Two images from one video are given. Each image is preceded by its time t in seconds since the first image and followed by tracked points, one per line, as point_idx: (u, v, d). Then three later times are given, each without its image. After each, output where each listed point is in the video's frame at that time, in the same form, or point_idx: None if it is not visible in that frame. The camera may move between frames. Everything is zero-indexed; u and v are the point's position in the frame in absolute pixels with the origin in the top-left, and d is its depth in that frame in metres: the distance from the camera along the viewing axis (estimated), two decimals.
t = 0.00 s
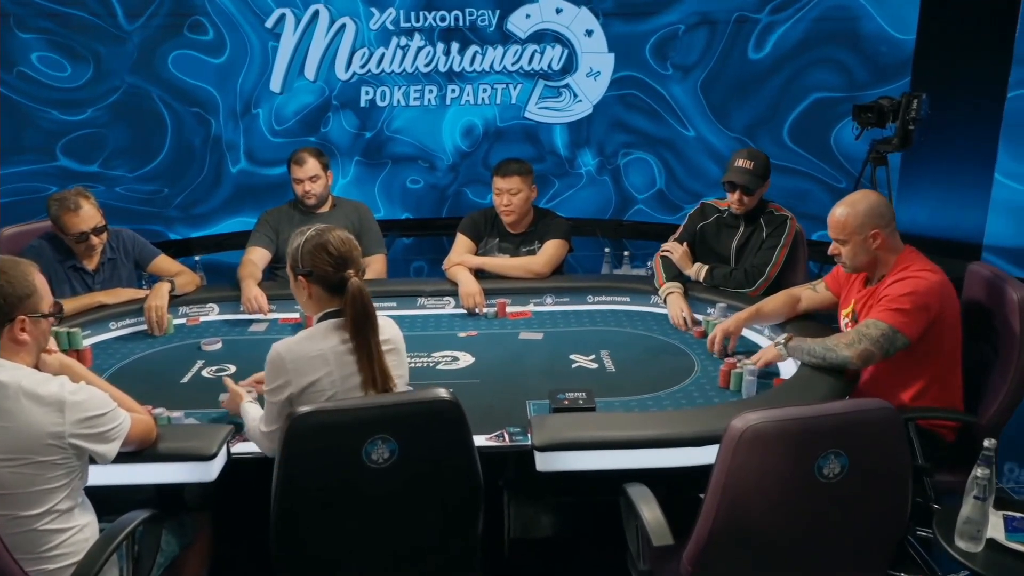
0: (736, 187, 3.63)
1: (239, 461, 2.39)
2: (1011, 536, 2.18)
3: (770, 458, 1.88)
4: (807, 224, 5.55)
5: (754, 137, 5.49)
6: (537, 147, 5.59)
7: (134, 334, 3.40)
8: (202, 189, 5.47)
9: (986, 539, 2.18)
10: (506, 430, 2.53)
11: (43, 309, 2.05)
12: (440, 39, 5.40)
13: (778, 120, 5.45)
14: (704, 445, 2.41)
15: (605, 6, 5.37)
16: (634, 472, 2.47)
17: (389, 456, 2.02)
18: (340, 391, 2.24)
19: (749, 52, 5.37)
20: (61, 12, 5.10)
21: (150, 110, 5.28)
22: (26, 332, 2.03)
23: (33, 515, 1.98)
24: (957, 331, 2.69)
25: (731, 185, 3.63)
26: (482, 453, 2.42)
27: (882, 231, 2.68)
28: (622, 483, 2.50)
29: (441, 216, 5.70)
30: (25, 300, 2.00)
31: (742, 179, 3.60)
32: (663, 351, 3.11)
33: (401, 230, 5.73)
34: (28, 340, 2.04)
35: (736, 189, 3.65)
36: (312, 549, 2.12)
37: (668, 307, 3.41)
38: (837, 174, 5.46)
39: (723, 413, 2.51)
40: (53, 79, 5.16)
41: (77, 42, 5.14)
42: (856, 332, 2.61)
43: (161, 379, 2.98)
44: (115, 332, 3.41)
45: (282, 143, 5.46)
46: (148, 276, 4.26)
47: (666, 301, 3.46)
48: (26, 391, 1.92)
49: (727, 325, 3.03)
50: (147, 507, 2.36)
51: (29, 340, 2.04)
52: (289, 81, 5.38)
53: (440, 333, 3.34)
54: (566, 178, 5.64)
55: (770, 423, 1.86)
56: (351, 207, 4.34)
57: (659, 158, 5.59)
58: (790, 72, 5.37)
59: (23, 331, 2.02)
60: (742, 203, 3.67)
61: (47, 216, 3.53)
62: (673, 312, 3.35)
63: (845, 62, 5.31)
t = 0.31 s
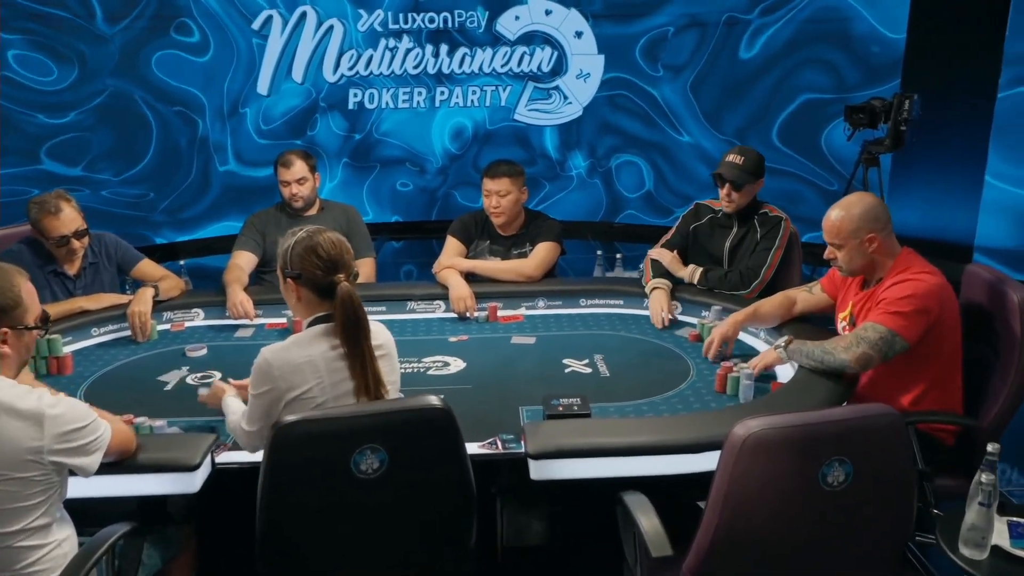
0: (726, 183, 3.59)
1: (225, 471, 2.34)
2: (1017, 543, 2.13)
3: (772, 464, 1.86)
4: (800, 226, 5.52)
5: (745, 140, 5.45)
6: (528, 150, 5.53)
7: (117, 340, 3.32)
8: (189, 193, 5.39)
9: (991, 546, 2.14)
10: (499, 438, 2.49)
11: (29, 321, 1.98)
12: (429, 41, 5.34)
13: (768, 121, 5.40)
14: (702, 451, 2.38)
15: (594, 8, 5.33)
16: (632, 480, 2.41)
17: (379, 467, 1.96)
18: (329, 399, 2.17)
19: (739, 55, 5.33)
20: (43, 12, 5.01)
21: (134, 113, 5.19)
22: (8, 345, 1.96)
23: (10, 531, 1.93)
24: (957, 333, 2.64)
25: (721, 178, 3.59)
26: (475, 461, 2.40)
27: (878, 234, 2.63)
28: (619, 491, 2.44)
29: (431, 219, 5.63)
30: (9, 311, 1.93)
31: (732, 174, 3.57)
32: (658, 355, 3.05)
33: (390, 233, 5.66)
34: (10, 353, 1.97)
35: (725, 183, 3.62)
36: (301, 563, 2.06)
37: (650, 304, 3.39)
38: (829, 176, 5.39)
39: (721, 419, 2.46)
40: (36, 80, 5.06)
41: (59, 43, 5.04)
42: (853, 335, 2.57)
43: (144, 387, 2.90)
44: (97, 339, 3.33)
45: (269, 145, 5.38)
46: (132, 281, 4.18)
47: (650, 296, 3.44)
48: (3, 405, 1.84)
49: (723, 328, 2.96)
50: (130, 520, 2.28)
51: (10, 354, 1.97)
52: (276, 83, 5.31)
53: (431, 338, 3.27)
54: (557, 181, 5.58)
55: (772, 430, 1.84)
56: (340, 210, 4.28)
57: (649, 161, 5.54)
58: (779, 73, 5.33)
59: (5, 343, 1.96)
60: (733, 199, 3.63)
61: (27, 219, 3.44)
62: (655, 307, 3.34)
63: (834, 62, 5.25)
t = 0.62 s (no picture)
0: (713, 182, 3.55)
1: (207, 485, 2.27)
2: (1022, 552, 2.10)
3: (775, 474, 1.83)
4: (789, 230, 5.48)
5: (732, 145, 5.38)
6: (516, 156, 5.46)
7: (95, 350, 3.23)
8: (172, 199, 5.29)
9: (997, 557, 2.09)
10: (489, 449, 2.42)
11: (11, 336, 1.92)
12: (414, 45, 5.27)
13: (753, 124, 5.34)
14: (700, 460, 2.32)
15: (579, 12, 5.27)
16: (627, 491, 2.35)
17: (366, 482, 1.88)
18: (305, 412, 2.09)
19: (726, 59, 5.27)
20: (21, 15, 4.87)
21: (114, 119, 5.07)
22: None
23: None
24: (958, 337, 2.59)
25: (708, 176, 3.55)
26: (466, 473, 2.34)
27: (876, 238, 2.57)
28: (614, 502, 2.38)
29: (417, 225, 5.56)
30: None
31: (719, 171, 3.51)
32: (651, 361, 2.99)
33: (376, 239, 5.57)
34: None
35: (712, 180, 3.57)
36: None
37: (640, 310, 3.32)
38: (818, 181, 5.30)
39: (718, 428, 2.40)
40: (14, 85, 4.93)
41: (39, 46, 4.91)
42: (849, 340, 2.51)
43: (121, 398, 2.80)
44: (74, 349, 3.24)
45: (249, 150, 5.29)
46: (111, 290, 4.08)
47: (640, 301, 3.37)
48: None
49: (719, 335, 2.90)
50: (106, 539, 2.19)
51: None
52: (260, 88, 5.22)
53: (418, 345, 3.20)
54: (545, 186, 5.51)
55: (775, 439, 1.82)
56: (325, 215, 4.19)
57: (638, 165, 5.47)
58: (767, 75, 5.26)
59: None
60: (720, 196, 3.58)
61: None
62: (644, 311, 3.28)
63: (819, 65, 5.18)
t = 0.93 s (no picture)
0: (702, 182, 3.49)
1: (184, 501, 2.17)
2: None
3: (781, 485, 1.78)
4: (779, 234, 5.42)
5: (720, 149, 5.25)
6: (503, 161, 5.36)
7: (70, 360, 3.12)
8: (152, 205, 5.17)
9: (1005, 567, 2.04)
10: (479, 460, 2.34)
11: None
12: (398, 48, 5.18)
13: (739, 126, 5.21)
14: (698, 470, 2.25)
15: (564, 14, 5.16)
16: (622, 502, 2.28)
17: (351, 497, 1.80)
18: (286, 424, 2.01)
19: (714, 63, 5.14)
20: None
21: (91, 124, 4.96)
22: None
23: None
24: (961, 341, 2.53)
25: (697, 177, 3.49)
26: (456, 486, 2.26)
27: (881, 242, 2.49)
28: (609, 514, 2.30)
29: (403, 230, 5.46)
30: None
31: (707, 172, 3.46)
32: (645, 367, 2.91)
33: (361, 244, 5.48)
34: None
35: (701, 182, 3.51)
36: None
37: (631, 315, 3.25)
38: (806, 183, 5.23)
39: (715, 436, 2.34)
40: None
41: (15, 49, 4.80)
42: (849, 347, 2.45)
43: (96, 411, 2.69)
44: (47, 359, 3.12)
45: (230, 153, 5.19)
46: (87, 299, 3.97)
47: (631, 306, 3.29)
48: None
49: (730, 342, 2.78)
50: (80, 559, 2.09)
51: None
52: (241, 92, 5.12)
53: (405, 353, 3.11)
54: (532, 191, 5.41)
55: (779, 449, 1.77)
56: (308, 219, 4.10)
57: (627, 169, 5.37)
58: (754, 77, 5.13)
59: None
60: (709, 198, 3.52)
61: None
62: (635, 316, 3.20)
63: (807, 66, 5.08)
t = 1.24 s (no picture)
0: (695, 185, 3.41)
1: (159, 520, 2.05)
2: None
3: (790, 499, 1.69)
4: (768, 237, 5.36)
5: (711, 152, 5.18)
6: (489, 165, 5.27)
7: (40, 371, 2.99)
8: (130, 210, 5.04)
9: None
10: (470, 473, 2.26)
11: None
12: (381, 50, 5.08)
13: (728, 128, 5.14)
14: (698, 482, 2.16)
15: (551, 16, 5.08)
16: (620, 515, 2.19)
17: (335, 516, 1.70)
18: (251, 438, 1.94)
19: (704, 65, 5.07)
20: None
21: (65, 127, 4.82)
22: None
23: None
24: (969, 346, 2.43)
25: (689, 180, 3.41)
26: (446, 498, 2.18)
27: (893, 248, 2.36)
28: (607, 528, 2.21)
29: (387, 235, 5.36)
30: None
31: (701, 174, 3.37)
32: (640, 374, 2.82)
33: (344, 249, 5.36)
34: None
35: (694, 184, 3.42)
36: None
37: (624, 320, 3.16)
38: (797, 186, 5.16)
39: (715, 445, 2.25)
40: None
41: None
42: (850, 355, 2.36)
43: (67, 424, 2.57)
44: (18, 370, 2.99)
45: (209, 157, 5.06)
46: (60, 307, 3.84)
47: (624, 311, 3.21)
48: None
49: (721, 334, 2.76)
50: None
51: None
52: (221, 94, 5.00)
53: (391, 361, 3.00)
54: (518, 195, 5.32)
55: (787, 460, 1.69)
56: (290, 222, 3.98)
57: (615, 173, 5.29)
58: (742, 77, 5.07)
59: None
60: (703, 201, 3.44)
61: None
62: (627, 321, 3.12)
63: (796, 67, 5.02)
